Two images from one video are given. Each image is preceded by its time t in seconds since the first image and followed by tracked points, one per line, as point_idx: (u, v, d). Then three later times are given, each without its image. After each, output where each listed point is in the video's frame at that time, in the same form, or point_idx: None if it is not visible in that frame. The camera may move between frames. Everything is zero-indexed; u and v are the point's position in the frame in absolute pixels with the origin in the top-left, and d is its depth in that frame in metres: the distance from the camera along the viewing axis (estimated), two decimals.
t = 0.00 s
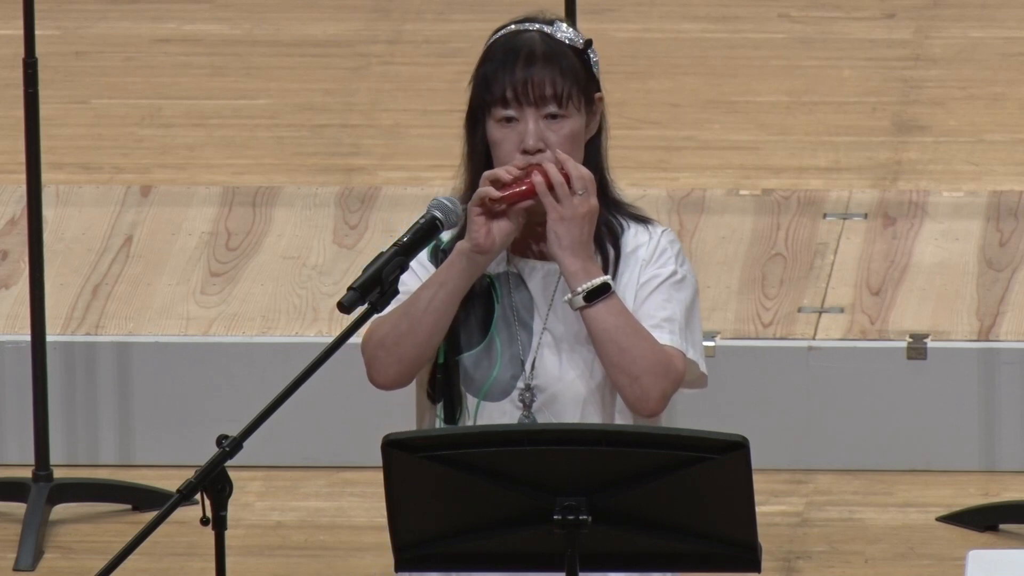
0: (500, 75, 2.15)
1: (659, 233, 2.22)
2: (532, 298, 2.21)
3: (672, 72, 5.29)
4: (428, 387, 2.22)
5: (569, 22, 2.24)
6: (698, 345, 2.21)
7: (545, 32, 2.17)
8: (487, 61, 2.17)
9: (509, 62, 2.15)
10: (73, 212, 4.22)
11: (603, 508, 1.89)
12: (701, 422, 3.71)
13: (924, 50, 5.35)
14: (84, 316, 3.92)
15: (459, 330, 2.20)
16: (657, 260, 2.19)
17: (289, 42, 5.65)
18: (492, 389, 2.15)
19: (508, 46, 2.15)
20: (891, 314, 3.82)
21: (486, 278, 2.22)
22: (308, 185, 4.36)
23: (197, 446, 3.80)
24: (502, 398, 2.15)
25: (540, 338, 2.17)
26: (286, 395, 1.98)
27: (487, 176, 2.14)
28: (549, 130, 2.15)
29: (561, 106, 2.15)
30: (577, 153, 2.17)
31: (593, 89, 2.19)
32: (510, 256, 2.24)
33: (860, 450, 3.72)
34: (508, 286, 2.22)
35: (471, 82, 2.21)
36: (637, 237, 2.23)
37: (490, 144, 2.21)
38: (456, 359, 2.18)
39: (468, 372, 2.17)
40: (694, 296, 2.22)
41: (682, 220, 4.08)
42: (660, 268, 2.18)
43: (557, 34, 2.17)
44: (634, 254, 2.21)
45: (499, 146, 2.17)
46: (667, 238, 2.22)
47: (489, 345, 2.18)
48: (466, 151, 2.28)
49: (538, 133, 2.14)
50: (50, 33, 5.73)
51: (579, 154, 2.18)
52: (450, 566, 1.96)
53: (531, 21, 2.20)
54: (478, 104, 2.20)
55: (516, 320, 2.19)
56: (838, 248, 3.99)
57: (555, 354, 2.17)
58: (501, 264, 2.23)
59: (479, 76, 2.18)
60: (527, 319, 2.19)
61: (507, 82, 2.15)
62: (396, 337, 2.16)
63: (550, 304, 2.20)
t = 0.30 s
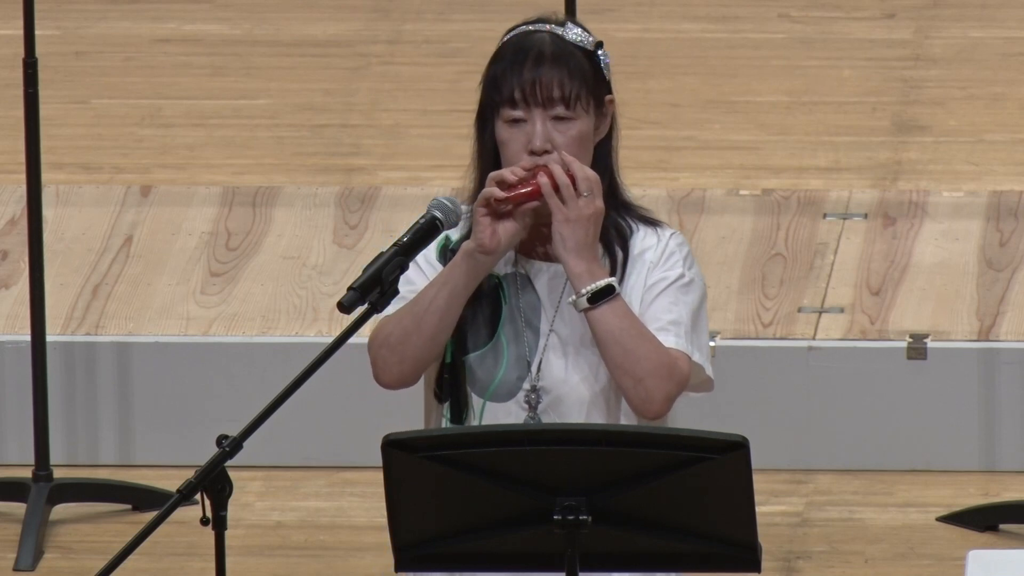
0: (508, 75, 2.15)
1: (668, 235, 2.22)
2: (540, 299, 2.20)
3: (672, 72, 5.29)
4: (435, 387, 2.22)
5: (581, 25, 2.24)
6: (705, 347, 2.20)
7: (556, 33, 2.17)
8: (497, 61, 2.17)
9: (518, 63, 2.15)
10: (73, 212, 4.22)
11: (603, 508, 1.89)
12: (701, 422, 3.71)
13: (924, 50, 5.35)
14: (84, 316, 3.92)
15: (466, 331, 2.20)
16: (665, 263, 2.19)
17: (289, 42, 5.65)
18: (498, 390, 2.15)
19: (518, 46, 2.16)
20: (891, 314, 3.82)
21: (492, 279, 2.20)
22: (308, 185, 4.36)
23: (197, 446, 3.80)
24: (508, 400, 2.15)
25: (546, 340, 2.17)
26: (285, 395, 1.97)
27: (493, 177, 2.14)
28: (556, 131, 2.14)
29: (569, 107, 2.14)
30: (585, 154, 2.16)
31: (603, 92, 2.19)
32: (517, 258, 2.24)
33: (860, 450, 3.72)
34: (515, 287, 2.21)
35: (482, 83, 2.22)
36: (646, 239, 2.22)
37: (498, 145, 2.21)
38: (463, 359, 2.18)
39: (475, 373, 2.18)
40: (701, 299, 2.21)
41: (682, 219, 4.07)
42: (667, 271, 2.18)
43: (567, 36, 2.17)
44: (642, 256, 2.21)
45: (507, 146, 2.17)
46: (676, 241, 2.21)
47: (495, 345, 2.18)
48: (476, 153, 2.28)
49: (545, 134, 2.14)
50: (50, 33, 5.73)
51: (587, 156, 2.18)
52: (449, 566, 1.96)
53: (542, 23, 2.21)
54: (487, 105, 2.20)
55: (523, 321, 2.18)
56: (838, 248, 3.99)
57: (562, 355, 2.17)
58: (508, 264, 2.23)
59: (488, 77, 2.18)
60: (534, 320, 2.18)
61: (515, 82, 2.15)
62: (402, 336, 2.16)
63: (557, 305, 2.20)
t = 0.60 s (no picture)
0: (520, 79, 2.14)
1: (675, 245, 2.20)
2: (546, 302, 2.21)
3: (672, 72, 5.29)
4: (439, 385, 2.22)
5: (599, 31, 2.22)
6: (705, 361, 2.20)
7: (571, 39, 2.16)
8: (511, 65, 2.16)
9: (530, 69, 2.14)
10: (73, 212, 4.22)
11: (603, 508, 1.89)
12: (701, 421, 3.71)
13: (924, 50, 5.35)
14: (84, 316, 3.92)
15: (471, 330, 2.20)
16: (671, 273, 2.18)
17: (289, 42, 5.65)
18: (500, 390, 2.15)
19: (532, 51, 2.15)
20: (891, 314, 3.82)
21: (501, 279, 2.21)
22: (308, 185, 4.36)
23: (196, 446, 3.80)
24: (509, 401, 2.15)
25: (550, 344, 2.18)
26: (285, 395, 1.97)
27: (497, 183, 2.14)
28: (564, 139, 2.14)
29: (578, 116, 2.14)
30: (592, 163, 2.16)
31: (615, 100, 2.18)
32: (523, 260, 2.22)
33: (861, 451, 3.72)
34: (521, 289, 2.21)
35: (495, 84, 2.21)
36: (653, 245, 2.20)
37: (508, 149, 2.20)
38: (467, 358, 2.18)
39: (477, 373, 2.18)
40: (704, 312, 2.21)
41: (682, 219, 4.07)
42: (672, 283, 2.17)
43: (582, 43, 2.15)
44: (649, 263, 2.19)
45: (515, 151, 2.16)
46: (684, 252, 2.20)
47: (499, 345, 2.18)
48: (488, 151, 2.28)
49: (553, 141, 2.13)
50: (50, 33, 5.73)
51: (595, 165, 2.17)
52: (449, 566, 1.96)
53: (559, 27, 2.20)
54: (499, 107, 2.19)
55: (528, 323, 2.19)
56: (838, 248, 3.99)
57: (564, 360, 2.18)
58: (517, 270, 2.22)
59: (501, 80, 2.17)
60: (540, 323, 2.19)
61: (525, 87, 2.14)
62: (403, 339, 2.17)
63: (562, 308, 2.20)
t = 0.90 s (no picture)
0: (520, 108, 2.07)
1: (672, 255, 2.17)
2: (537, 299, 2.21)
3: (672, 72, 5.29)
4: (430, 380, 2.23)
5: (604, 44, 2.14)
6: (703, 375, 2.19)
7: (574, 65, 2.08)
8: (512, 89, 2.09)
9: (531, 97, 2.07)
10: (73, 212, 4.22)
11: (603, 508, 1.89)
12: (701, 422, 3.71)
13: (924, 50, 5.35)
14: (84, 316, 3.92)
15: (460, 324, 2.20)
16: (666, 288, 2.15)
17: (289, 42, 5.65)
18: (486, 384, 2.16)
19: (534, 77, 2.07)
20: (891, 314, 3.82)
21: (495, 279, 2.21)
22: (308, 185, 4.36)
23: (196, 446, 3.80)
24: (494, 395, 2.16)
25: (538, 341, 2.18)
26: (286, 394, 1.98)
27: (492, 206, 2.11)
28: (563, 170, 2.09)
29: (578, 148, 2.08)
30: (590, 191, 2.12)
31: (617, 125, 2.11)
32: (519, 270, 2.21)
33: (861, 450, 3.72)
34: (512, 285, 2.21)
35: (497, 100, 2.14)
36: (649, 254, 2.17)
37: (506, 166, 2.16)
38: (454, 352, 2.19)
39: (464, 366, 2.18)
40: (701, 324, 2.19)
41: (682, 219, 4.07)
42: (668, 299, 2.14)
43: (586, 70, 2.08)
44: (645, 272, 2.16)
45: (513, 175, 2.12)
46: (680, 262, 2.17)
47: (488, 341, 2.18)
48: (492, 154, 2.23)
49: (551, 172, 2.09)
50: (50, 33, 5.73)
51: (593, 190, 2.13)
52: (449, 566, 1.96)
53: (562, 45, 2.11)
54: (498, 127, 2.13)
55: (518, 321, 2.19)
56: (838, 248, 3.99)
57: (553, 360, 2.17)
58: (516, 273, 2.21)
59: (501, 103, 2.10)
60: (530, 321, 2.19)
61: (525, 116, 2.07)
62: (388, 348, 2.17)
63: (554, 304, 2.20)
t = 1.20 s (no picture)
0: (487, 92, 2.12)
1: (634, 241, 2.19)
2: (500, 296, 2.22)
3: (672, 72, 5.29)
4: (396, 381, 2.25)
5: (568, 34, 2.19)
6: (673, 357, 2.20)
7: (540, 52, 2.13)
8: (480, 74, 2.13)
9: (499, 81, 2.12)
10: (73, 212, 4.21)
11: (603, 508, 1.89)
12: (701, 422, 3.71)
13: (924, 50, 5.35)
14: (84, 316, 3.92)
15: (426, 323, 2.22)
16: (630, 272, 2.17)
17: (289, 42, 5.65)
18: (455, 383, 2.18)
19: (501, 62, 2.12)
20: (891, 314, 3.82)
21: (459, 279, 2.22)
22: (308, 185, 4.35)
23: (196, 446, 3.80)
24: (465, 393, 2.18)
25: (505, 338, 2.20)
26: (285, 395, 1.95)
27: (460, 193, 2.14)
28: (528, 155, 2.13)
29: (543, 132, 2.13)
30: (554, 176, 2.17)
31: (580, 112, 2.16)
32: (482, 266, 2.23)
33: (861, 451, 3.72)
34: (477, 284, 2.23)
35: (461, 87, 2.19)
36: (612, 242, 2.19)
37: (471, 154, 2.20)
38: (421, 352, 2.21)
39: (433, 365, 2.19)
40: (667, 307, 2.20)
41: (682, 219, 4.07)
42: (632, 283, 2.16)
43: (552, 56, 2.13)
44: (607, 260, 2.18)
45: (478, 160, 2.16)
46: (642, 248, 2.19)
47: (454, 339, 2.20)
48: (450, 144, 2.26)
49: (517, 156, 2.13)
50: (50, 33, 5.73)
51: (557, 176, 2.18)
52: (449, 566, 1.96)
53: (528, 33, 2.16)
54: (463, 113, 2.17)
55: (485, 317, 2.21)
56: (838, 248, 3.99)
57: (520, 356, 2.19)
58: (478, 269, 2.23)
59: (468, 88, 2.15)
60: (497, 317, 2.21)
61: (492, 101, 2.12)
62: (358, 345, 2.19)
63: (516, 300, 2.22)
